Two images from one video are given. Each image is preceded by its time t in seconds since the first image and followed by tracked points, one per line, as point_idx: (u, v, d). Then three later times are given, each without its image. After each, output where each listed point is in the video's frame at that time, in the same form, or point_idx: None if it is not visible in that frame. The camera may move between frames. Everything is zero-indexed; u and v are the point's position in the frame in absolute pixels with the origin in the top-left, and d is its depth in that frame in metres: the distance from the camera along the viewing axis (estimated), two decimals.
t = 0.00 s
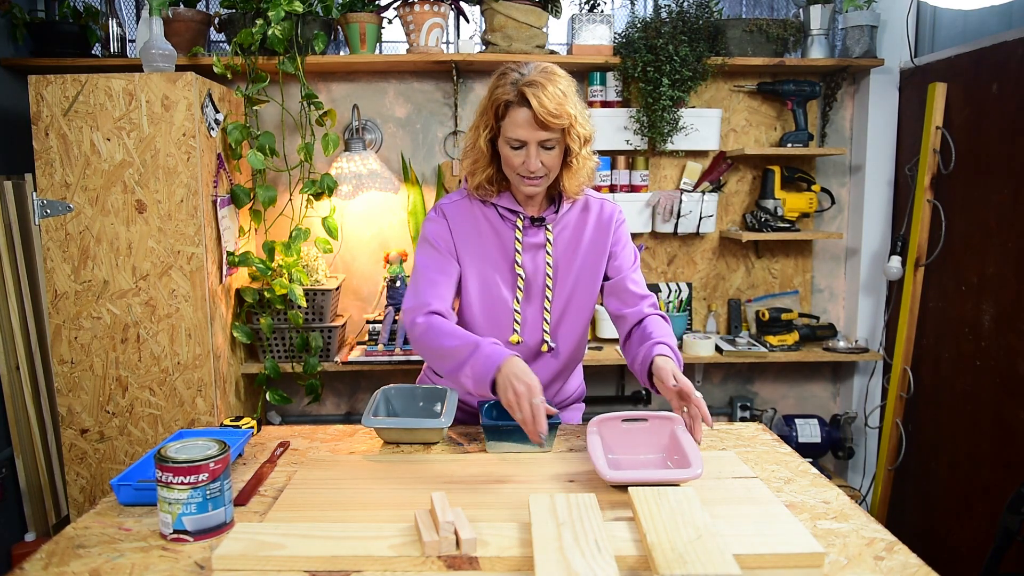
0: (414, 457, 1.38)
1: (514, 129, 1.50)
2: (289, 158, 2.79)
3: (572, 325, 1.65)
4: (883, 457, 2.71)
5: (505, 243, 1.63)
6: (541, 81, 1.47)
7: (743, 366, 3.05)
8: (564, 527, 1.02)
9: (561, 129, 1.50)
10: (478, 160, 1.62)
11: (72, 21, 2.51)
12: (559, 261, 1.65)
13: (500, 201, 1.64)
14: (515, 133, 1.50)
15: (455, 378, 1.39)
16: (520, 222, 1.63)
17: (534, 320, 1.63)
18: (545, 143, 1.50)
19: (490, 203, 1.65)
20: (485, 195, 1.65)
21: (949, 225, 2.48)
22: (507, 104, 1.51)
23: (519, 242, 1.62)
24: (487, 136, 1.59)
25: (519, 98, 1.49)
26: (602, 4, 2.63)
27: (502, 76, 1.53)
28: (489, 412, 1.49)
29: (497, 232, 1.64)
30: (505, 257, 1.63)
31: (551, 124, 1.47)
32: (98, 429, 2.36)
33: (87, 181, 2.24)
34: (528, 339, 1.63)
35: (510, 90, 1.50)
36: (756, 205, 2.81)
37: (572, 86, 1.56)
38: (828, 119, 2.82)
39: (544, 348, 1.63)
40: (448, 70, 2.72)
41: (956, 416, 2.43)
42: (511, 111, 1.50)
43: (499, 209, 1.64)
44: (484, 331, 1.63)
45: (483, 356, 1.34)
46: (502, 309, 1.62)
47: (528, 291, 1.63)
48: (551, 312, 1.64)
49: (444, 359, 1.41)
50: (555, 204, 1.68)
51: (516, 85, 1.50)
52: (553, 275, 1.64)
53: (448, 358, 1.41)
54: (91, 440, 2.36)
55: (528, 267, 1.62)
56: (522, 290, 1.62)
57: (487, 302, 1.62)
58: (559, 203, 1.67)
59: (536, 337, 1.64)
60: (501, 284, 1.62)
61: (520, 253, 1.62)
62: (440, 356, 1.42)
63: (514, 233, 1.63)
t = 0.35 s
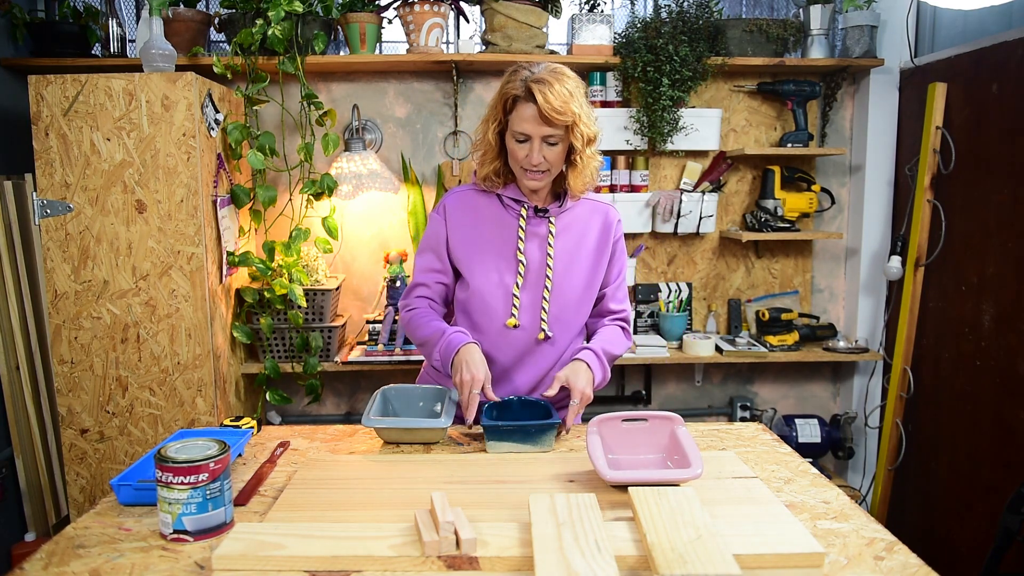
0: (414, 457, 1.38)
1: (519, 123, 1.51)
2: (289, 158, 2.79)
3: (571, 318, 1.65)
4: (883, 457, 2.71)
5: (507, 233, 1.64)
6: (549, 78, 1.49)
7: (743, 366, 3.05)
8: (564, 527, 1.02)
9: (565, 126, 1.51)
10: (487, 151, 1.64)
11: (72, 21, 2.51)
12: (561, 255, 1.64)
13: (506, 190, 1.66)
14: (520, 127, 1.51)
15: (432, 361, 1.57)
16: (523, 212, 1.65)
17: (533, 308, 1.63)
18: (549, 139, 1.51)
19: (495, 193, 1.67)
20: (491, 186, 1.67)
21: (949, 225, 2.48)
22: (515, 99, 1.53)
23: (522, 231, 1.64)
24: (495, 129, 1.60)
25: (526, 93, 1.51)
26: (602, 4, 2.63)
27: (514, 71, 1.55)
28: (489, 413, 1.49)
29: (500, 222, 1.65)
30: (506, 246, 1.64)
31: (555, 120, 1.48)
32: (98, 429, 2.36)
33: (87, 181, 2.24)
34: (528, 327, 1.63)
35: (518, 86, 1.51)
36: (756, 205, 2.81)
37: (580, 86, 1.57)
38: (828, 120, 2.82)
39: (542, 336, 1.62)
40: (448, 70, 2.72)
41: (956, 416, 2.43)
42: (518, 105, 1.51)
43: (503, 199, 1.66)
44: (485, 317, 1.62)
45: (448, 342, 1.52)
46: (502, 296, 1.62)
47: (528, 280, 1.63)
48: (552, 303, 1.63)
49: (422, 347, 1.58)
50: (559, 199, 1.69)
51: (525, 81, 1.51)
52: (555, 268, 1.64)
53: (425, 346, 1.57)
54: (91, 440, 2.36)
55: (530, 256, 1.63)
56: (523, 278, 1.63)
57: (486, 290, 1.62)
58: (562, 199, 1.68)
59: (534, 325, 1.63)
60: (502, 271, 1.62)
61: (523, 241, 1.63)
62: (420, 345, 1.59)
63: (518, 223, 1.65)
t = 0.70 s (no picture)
0: (414, 457, 1.38)
1: (519, 111, 1.52)
2: (289, 158, 2.79)
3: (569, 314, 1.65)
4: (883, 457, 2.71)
5: (507, 229, 1.65)
6: (548, 67, 1.51)
7: (743, 366, 3.05)
8: (564, 528, 1.02)
9: (564, 112, 1.52)
10: (487, 144, 1.65)
11: (72, 21, 2.51)
12: (559, 251, 1.65)
13: (503, 187, 1.66)
14: (520, 114, 1.52)
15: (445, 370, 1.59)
16: (521, 209, 1.65)
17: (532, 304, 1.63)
18: (548, 126, 1.52)
19: (492, 188, 1.68)
20: (491, 180, 1.67)
21: (949, 225, 2.48)
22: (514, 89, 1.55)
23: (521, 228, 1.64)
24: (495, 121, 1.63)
25: (525, 81, 1.53)
26: (602, 4, 2.63)
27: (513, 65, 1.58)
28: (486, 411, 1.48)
29: (499, 220, 1.66)
30: (505, 243, 1.64)
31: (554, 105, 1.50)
32: (98, 429, 2.36)
33: (87, 181, 2.24)
34: (527, 322, 1.63)
35: (517, 75, 1.54)
36: (756, 205, 2.81)
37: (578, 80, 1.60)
38: (828, 119, 2.82)
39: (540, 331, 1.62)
40: (448, 70, 2.72)
41: (956, 416, 2.43)
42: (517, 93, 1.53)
43: (501, 197, 1.67)
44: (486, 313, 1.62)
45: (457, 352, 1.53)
46: (501, 292, 1.62)
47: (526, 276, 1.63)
48: (550, 300, 1.63)
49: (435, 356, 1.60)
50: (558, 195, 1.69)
51: (523, 70, 1.54)
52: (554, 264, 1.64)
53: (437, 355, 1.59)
54: (91, 440, 2.36)
55: (529, 254, 1.64)
56: (522, 274, 1.63)
57: (488, 285, 1.62)
58: (561, 194, 1.68)
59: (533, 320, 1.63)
60: (502, 267, 1.63)
61: (522, 238, 1.63)
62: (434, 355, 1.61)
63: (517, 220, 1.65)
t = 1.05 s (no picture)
0: (414, 457, 1.38)
1: (508, 105, 1.52)
2: (289, 158, 2.79)
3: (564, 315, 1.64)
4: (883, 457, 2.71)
5: (499, 232, 1.65)
6: (536, 60, 1.52)
7: (743, 366, 3.05)
8: (564, 527, 1.02)
9: (554, 106, 1.52)
10: (476, 141, 1.68)
11: (72, 21, 2.51)
12: (552, 251, 1.63)
13: (493, 187, 1.66)
14: (509, 108, 1.52)
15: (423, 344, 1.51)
16: (514, 210, 1.64)
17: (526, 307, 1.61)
18: (538, 120, 1.52)
19: (484, 188, 1.69)
20: (482, 178, 1.68)
21: (949, 225, 2.48)
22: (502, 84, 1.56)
23: (513, 229, 1.64)
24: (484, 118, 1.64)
25: (514, 75, 1.54)
26: (602, 4, 2.63)
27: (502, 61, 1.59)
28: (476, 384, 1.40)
29: (491, 221, 1.66)
30: (498, 245, 1.64)
31: (543, 98, 1.50)
32: (98, 429, 2.36)
33: (87, 181, 2.24)
34: (521, 326, 1.62)
35: (506, 68, 1.55)
36: (756, 205, 2.81)
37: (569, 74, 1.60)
38: (828, 120, 2.82)
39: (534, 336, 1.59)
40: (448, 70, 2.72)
41: (956, 416, 2.43)
42: (506, 88, 1.53)
43: (493, 197, 1.66)
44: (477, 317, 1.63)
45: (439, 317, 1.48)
46: (495, 295, 1.62)
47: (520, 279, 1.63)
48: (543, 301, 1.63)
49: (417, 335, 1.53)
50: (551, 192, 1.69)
51: (512, 63, 1.55)
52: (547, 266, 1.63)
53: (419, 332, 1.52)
54: (91, 440, 2.36)
55: (521, 256, 1.63)
56: (515, 278, 1.62)
57: (478, 290, 1.63)
58: (554, 191, 1.68)
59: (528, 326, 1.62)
60: (494, 271, 1.62)
61: (513, 240, 1.63)
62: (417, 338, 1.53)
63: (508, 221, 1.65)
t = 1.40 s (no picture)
0: (414, 457, 1.38)
1: (501, 111, 1.46)
2: (289, 158, 2.79)
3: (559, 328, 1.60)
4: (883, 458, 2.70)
5: (492, 245, 1.59)
6: (530, 63, 1.46)
7: (743, 366, 3.05)
8: (564, 527, 1.02)
9: (549, 111, 1.46)
10: (469, 148, 1.61)
11: (72, 21, 2.51)
12: (547, 263, 1.58)
13: (487, 196, 1.60)
14: (502, 114, 1.46)
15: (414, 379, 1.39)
16: (506, 222, 1.58)
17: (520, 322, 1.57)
18: (532, 126, 1.46)
19: (476, 197, 1.61)
20: (475, 187, 1.61)
21: (949, 225, 2.48)
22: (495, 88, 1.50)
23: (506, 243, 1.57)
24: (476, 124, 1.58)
25: (507, 79, 1.48)
26: (602, 4, 2.63)
27: (494, 64, 1.53)
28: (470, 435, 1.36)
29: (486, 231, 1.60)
30: (491, 258, 1.58)
31: (538, 103, 1.44)
32: (98, 429, 2.36)
33: (87, 181, 2.24)
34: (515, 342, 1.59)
35: (498, 72, 1.49)
36: (756, 205, 2.81)
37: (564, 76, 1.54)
38: (828, 120, 2.82)
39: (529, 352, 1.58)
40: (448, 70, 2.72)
41: (956, 416, 2.43)
42: (499, 92, 1.47)
43: (486, 208, 1.60)
44: (471, 331, 1.59)
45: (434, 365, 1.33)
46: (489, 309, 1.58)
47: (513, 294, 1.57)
48: (539, 315, 1.58)
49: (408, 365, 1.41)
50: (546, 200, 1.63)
51: (504, 66, 1.49)
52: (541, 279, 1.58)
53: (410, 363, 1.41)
54: (91, 440, 2.36)
55: (514, 270, 1.57)
56: (509, 293, 1.57)
57: (472, 304, 1.58)
58: (550, 199, 1.63)
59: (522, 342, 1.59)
60: (486, 287, 1.57)
61: (506, 254, 1.57)
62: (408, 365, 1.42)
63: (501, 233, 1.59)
